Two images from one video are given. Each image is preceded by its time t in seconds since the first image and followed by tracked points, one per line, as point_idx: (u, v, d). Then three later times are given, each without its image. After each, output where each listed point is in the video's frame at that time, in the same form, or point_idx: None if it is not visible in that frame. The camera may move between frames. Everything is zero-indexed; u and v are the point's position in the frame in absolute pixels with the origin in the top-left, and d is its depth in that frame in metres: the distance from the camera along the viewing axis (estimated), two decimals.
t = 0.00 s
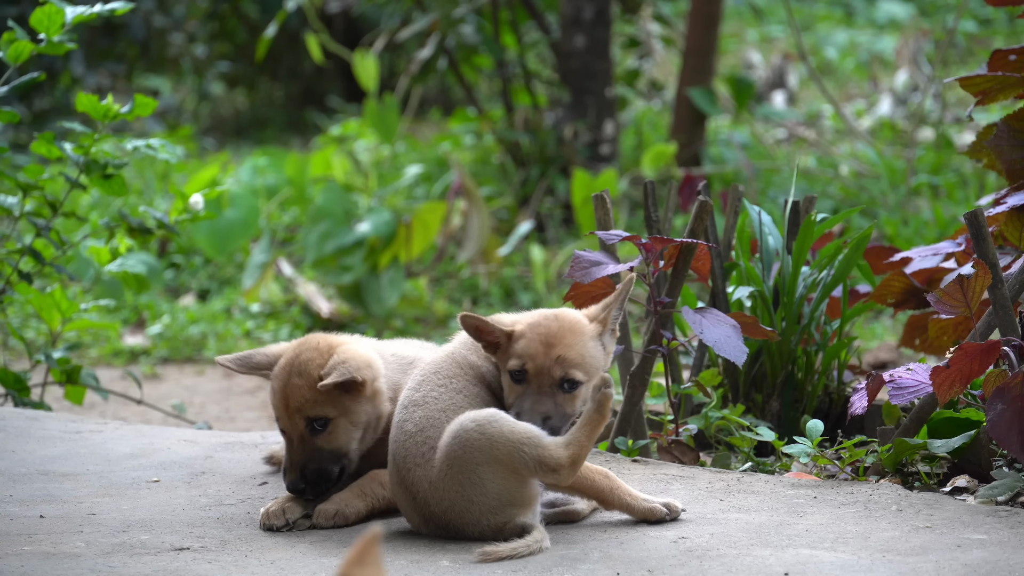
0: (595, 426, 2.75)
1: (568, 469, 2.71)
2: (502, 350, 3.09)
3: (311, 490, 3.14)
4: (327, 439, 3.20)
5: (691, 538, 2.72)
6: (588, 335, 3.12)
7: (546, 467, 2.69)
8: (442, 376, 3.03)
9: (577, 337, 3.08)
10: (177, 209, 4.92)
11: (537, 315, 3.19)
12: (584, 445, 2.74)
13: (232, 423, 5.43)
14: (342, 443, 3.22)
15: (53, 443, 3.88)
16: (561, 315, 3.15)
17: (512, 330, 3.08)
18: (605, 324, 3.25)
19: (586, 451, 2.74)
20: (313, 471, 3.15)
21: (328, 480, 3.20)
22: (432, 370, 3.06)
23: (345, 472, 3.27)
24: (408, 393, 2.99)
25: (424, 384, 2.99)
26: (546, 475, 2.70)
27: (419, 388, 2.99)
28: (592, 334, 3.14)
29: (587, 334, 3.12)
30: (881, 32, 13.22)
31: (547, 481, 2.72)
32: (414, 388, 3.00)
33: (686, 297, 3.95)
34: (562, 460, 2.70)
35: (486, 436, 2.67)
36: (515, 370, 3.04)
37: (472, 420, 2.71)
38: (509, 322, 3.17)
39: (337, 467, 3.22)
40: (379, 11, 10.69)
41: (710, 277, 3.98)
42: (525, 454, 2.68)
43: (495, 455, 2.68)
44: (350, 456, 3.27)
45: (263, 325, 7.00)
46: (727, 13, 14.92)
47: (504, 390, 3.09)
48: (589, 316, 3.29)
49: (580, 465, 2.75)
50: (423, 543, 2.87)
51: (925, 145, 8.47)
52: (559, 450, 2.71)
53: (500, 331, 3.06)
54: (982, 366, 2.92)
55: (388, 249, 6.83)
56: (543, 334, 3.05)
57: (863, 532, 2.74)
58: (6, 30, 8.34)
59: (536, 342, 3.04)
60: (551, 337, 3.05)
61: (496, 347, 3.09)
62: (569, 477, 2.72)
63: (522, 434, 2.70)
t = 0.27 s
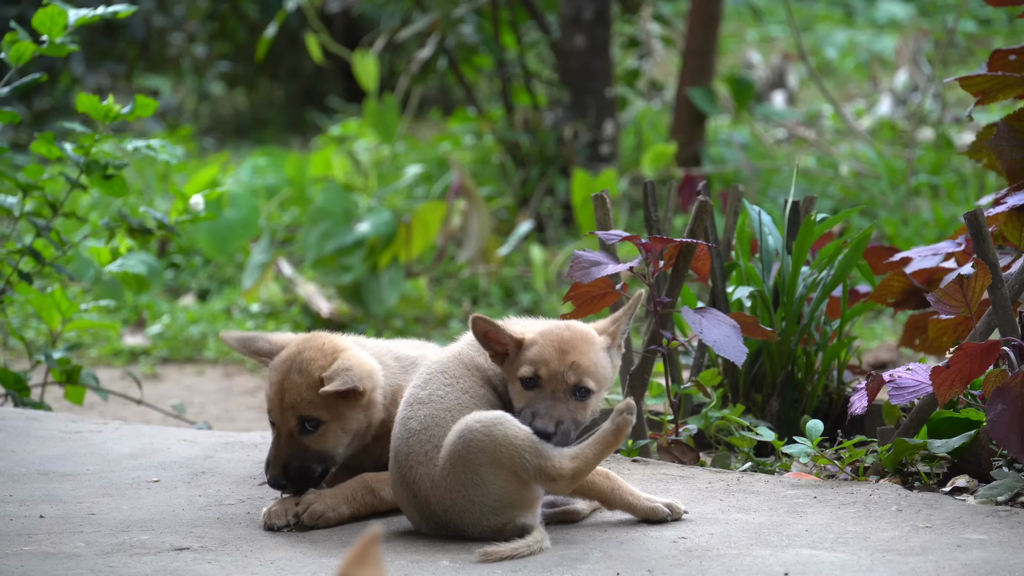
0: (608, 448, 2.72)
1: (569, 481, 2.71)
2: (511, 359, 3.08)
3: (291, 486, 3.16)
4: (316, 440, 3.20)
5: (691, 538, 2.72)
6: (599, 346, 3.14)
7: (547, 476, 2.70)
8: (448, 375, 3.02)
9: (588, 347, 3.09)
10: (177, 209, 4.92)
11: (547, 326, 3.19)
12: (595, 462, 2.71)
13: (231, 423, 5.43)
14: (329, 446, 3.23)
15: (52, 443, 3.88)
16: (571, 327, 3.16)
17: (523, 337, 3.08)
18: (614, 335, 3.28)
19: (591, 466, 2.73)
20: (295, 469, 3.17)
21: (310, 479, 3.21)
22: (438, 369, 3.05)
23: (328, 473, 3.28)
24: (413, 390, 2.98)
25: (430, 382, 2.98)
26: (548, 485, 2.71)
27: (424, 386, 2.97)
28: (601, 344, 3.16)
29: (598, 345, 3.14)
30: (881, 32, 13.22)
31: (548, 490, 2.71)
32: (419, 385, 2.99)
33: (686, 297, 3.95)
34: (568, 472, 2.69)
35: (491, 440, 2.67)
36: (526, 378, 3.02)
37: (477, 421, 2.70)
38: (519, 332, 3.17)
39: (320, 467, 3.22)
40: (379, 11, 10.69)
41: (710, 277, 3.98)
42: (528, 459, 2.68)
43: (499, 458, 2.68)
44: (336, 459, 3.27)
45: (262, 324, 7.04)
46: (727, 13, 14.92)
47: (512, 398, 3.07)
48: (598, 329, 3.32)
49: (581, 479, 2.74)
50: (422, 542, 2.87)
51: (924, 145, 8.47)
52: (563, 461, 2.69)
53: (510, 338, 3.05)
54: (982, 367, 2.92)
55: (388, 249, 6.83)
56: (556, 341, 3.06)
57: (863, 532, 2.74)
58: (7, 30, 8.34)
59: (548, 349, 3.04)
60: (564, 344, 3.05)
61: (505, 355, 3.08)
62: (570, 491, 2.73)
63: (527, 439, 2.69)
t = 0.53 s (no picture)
0: (607, 466, 2.70)
1: (559, 490, 2.68)
2: (512, 366, 3.05)
3: (313, 481, 3.11)
4: (334, 431, 3.18)
5: (691, 538, 2.72)
6: (599, 346, 3.14)
7: (541, 483, 2.68)
8: (447, 375, 3.03)
9: (589, 349, 3.09)
10: (177, 208, 4.92)
11: (546, 329, 3.17)
12: (587, 474, 2.70)
13: (231, 424, 5.44)
14: (347, 437, 3.21)
15: (52, 443, 3.88)
16: (570, 329, 3.15)
17: (522, 345, 3.04)
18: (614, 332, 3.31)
19: (587, 480, 2.71)
20: (316, 463, 3.12)
21: (330, 474, 3.16)
22: (437, 370, 3.06)
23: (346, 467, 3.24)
24: (413, 392, 2.99)
25: (429, 383, 2.99)
26: (540, 491, 2.69)
27: (423, 386, 2.98)
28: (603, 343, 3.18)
29: (598, 345, 3.14)
30: (881, 32, 13.22)
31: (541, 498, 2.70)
32: (418, 386, 3.00)
33: (686, 297, 3.95)
34: (558, 479, 2.68)
35: (490, 439, 2.67)
36: (530, 387, 3.01)
37: (476, 421, 2.71)
38: (517, 338, 3.15)
39: (339, 461, 3.19)
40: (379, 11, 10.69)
41: (709, 277, 3.98)
42: (526, 461, 2.67)
43: (497, 458, 2.68)
44: (354, 451, 3.24)
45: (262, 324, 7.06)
46: (727, 13, 14.92)
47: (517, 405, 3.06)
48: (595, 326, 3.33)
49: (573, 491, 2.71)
50: (421, 542, 2.87)
51: (924, 145, 8.47)
52: (558, 471, 2.69)
53: (510, 347, 3.01)
54: (982, 366, 2.92)
55: (388, 249, 6.83)
56: (556, 348, 3.03)
57: (863, 532, 2.74)
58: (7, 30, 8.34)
59: (550, 357, 3.02)
60: (564, 350, 3.03)
61: (505, 363, 3.05)
62: (557, 499, 2.70)
63: (525, 441, 2.69)
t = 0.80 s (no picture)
0: (601, 466, 2.72)
1: (557, 494, 2.70)
2: (522, 364, 3.08)
3: (326, 483, 3.16)
4: (341, 432, 3.20)
5: (691, 538, 2.72)
6: (608, 344, 3.15)
7: (541, 486, 2.69)
8: (445, 375, 3.01)
9: (599, 348, 3.10)
10: (177, 209, 4.92)
11: (554, 324, 3.17)
12: (583, 477, 2.72)
13: (231, 424, 5.44)
14: (356, 436, 3.22)
15: (52, 443, 3.88)
16: (578, 326, 3.15)
17: (533, 344, 3.06)
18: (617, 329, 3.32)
19: (582, 483, 2.73)
20: (327, 465, 3.16)
21: (345, 473, 3.20)
22: (435, 369, 3.04)
23: (363, 464, 3.27)
24: (411, 391, 2.98)
25: (427, 382, 2.97)
26: (538, 495, 2.69)
27: (421, 386, 2.97)
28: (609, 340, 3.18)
29: (608, 343, 3.15)
30: (881, 32, 13.22)
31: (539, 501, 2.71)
32: (417, 386, 2.98)
33: (686, 297, 3.95)
34: (556, 484, 2.69)
35: (492, 439, 2.67)
36: (540, 387, 3.04)
37: (477, 421, 2.70)
38: (526, 334, 3.15)
39: (352, 460, 3.21)
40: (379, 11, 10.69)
41: (710, 277, 3.98)
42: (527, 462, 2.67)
43: (498, 458, 2.68)
44: (367, 447, 3.26)
45: (262, 324, 7.11)
46: (727, 13, 14.92)
47: (529, 404, 3.09)
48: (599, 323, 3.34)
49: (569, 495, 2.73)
50: (421, 542, 2.87)
51: (924, 145, 8.47)
52: (557, 475, 2.70)
53: (520, 345, 3.04)
54: (982, 366, 2.92)
55: (388, 249, 6.83)
56: (568, 348, 3.05)
57: (863, 532, 2.74)
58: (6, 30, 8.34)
59: (560, 357, 3.03)
60: (577, 351, 3.04)
61: (515, 360, 3.08)
62: (555, 504, 2.71)
63: (525, 441, 2.69)
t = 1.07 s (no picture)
0: (593, 456, 2.74)
1: (559, 492, 2.72)
2: (511, 372, 2.98)
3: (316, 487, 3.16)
4: (331, 438, 3.19)
5: (691, 538, 2.72)
6: (599, 355, 3.02)
7: (541, 486, 2.70)
8: (444, 376, 3.02)
9: (589, 361, 2.97)
10: (177, 209, 4.92)
11: (546, 332, 3.05)
12: (580, 469, 2.74)
13: (231, 424, 5.43)
14: (347, 441, 3.20)
15: (53, 443, 3.88)
16: (569, 336, 3.01)
17: (522, 354, 2.95)
18: (610, 337, 3.17)
19: (579, 475, 2.75)
20: (317, 471, 3.15)
21: (334, 478, 3.20)
22: (434, 371, 3.04)
23: (353, 467, 3.27)
24: (410, 393, 2.98)
25: (426, 384, 2.98)
26: (539, 493, 2.71)
27: (421, 388, 2.98)
28: (601, 350, 3.04)
29: (599, 354, 3.02)
30: (881, 32, 13.22)
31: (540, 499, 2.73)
32: (415, 388, 2.99)
33: (686, 297, 3.95)
34: (557, 482, 2.71)
35: (490, 438, 2.67)
36: (526, 399, 2.95)
37: (476, 420, 2.70)
38: (518, 341, 3.04)
39: (342, 465, 3.21)
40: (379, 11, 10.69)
41: (709, 277, 3.98)
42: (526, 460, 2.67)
43: (497, 457, 2.67)
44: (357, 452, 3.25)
45: (263, 324, 7.08)
46: (727, 13, 14.91)
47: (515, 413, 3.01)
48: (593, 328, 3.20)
49: (570, 490, 2.76)
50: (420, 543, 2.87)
51: (924, 145, 8.47)
52: (556, 472, 2.72)
53: (510, 355, 2.93)
54: (982, 366, 2.92)
55: (388, 249, 6.83)
56: (555, 360, 2.93)
57: (863, 532, 2.74)
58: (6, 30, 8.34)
59: (547, 370, 2.92)
60: (563, 364, 2.92)
61: (504, 368, 2.98)
62: (558, 501, 2.74)
63: (524, 440, 2.69)
